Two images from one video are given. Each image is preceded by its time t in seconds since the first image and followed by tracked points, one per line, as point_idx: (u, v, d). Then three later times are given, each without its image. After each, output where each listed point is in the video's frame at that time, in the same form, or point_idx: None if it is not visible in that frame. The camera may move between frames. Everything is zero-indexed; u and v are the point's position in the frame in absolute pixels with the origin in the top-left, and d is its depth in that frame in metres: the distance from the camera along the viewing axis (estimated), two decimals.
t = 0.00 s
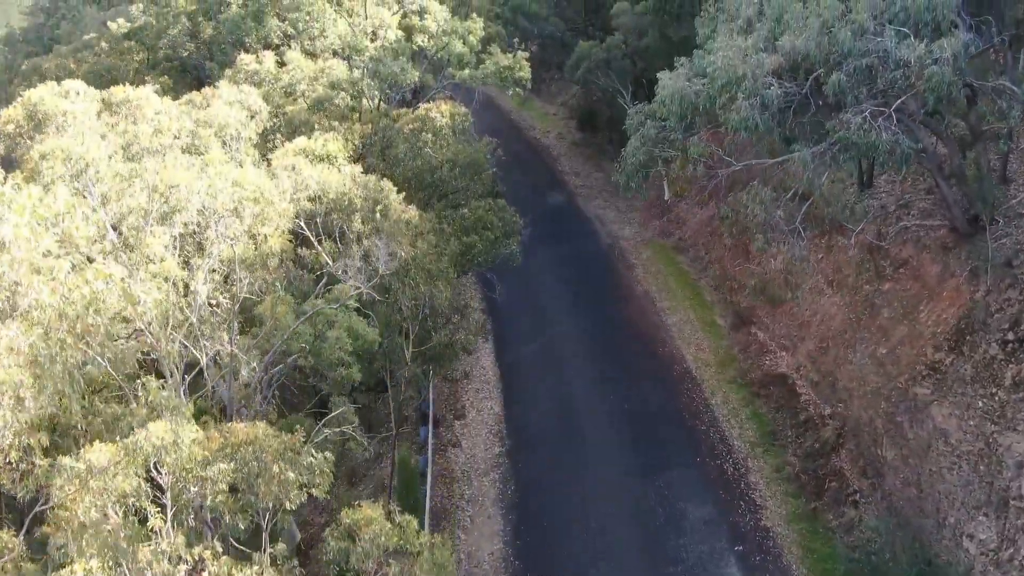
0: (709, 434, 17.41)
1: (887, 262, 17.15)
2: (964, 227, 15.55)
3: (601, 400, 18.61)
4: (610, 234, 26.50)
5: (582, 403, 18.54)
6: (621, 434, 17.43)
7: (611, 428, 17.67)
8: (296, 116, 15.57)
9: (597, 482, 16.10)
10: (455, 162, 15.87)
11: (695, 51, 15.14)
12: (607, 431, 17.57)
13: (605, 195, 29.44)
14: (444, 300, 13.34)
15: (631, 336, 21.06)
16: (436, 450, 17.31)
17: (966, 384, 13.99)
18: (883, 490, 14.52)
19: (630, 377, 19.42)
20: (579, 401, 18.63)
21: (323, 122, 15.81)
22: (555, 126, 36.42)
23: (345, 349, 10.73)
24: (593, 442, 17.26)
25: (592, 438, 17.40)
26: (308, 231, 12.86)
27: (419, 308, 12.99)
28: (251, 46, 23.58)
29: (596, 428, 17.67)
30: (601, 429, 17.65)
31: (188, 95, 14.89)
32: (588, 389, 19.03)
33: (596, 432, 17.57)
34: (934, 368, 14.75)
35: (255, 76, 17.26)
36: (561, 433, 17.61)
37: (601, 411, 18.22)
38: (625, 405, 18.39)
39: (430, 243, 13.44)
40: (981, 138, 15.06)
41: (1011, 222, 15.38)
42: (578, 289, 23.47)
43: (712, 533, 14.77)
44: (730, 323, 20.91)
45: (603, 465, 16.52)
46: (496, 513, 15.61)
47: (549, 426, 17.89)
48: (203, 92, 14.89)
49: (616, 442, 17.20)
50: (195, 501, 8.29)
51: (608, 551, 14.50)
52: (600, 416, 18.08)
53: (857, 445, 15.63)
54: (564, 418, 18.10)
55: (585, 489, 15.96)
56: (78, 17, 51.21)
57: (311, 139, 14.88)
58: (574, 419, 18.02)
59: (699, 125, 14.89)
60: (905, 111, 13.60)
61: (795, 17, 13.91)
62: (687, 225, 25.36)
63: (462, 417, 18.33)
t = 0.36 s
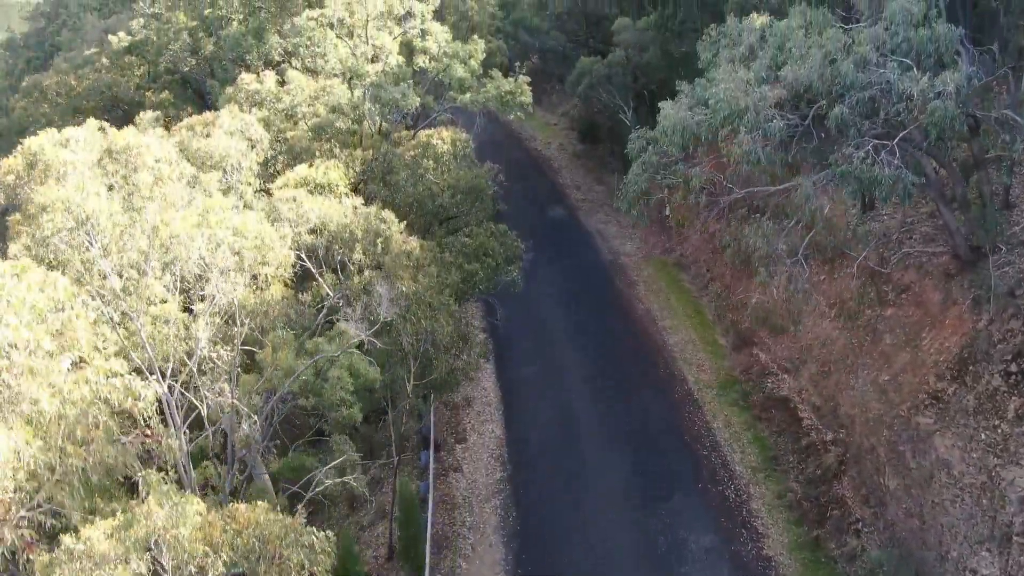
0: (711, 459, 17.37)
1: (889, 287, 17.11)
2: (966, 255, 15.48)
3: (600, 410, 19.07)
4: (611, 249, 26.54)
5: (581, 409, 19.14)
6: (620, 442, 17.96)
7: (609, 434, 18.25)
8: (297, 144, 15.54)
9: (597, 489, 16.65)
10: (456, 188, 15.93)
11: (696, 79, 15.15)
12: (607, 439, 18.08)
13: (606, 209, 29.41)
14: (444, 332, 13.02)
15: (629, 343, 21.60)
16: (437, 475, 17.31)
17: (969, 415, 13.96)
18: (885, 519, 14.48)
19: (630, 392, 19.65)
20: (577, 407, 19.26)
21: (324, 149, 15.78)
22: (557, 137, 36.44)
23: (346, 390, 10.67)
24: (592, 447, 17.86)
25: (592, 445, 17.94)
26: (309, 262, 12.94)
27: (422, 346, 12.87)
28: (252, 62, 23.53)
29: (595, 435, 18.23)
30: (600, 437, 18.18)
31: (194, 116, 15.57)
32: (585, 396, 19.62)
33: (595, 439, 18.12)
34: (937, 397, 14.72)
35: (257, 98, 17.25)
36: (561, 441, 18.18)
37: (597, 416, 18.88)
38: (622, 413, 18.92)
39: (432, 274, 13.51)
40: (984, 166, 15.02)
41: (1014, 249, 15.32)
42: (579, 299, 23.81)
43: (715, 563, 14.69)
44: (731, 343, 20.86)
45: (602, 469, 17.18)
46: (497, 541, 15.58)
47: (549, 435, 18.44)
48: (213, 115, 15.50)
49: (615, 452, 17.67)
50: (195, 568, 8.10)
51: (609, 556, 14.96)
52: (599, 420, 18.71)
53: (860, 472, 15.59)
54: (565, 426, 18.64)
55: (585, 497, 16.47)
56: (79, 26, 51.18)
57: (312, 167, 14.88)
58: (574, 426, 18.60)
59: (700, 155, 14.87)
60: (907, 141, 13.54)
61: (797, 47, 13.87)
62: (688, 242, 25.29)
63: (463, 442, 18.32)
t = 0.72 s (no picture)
0: (711, 482, 17.42)
1: (888, 311, 17.18)
2: (965, 281, 15.46)
3: (599, 418, 19.52)
4: (611, 265, 26.60)
5: (579, 415, 19.69)
6: (618, 448, 18.50)
7: (607, 440, 18.78)
8: (298, 171, 15.62)
9: (596, 497, 17.10)
10: (457, 215, 16.07)
11: (695, 107, 15.22)
12: (607, 448, 18.50)
13: (606, 223, 29.50)
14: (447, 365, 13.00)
15: (628, 352, 22.01)
16: (438, 498, 17.44)
17: (968, 444, 14.02)
18: (883, 547, 14.53)
19: (629, 408, 19.86)
20: (575, 412, 19.81)
21: (325, 176, 15.85)
22: (557, 147, 36.66)
23: (347, 427, 10.67)
24: (592, 451, 18.43)
25: (592, 454, 18.35)
26: (310, 293, 13.04)
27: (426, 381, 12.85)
28: (253, 80, 23.57)
29: (595, 441, 18.77)
30: (600, 446, 18.59)
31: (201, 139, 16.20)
32: (584, 403, 20.11)
33: (594, 445, 18.62)
34: (936, 425, 14.79)
35: (259, 122, 17.34)
36: (561, 449, 18.59)
37: (595, 421, 19.41)
38: (619, 421, 19.40)
39: (433, 305, 13.61)
40: (983, 193, 15.07)
41: (1012, 276, 15.36)
42: (580, 305, 24.42)
43: None
44: (731, 362, 20.94)
45: (600, 474, 17.75)
46: (496, 567, 15.64)
47: (549, 443, 18.85)
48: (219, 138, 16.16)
49: (614, 462, 18.06)
50: None
51: (609, 560, 15.47)
52: (597, 428, 19.18)
53: (859, 497, 15.66)
54: (565, 435, 19.05)
55: (585, 505, 16.90)
56: (81, 34, 51.23)
57: (314, 194, 14.98)
58: (573, 431, 19.16)
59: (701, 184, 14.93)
60: (905, 173, 13.59)
61: (796, 77, 13.97)
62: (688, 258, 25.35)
63: (464, 463, 18.46)
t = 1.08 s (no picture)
0: (710, 505, 17.56)
1: (886, 337, 17.33)
2: (962, 311, 15.57)
3: (599, 429, 20.07)
4: (612, 283, 26.71)
5: (579, 425, 20.28)
6: (617, 461, 18.95)
7: (606, 450, 19.36)
8: (300, 202, 15.76)
9: (595, 505, 17.70)
10: (458, 244, 16.19)
11: (694, 139, 15.34)
12: (606, 457, 19.11)
13: (606, 238, 29.67)
14: (447, 398, 13.14)
15: (628, 366, 22.42)
16: (439, 522, 17.61)
17: (964, 476, 14.14)
18: None
19: (628, 428, 20.06)
20: (575, 422, 20.40)
21: (326, 207, 15.98)
22: (557, 159, 36.80)
23: (350, 469, 10.80)
24: (592, 466, 18.87)
25: (590, 462, 19.00)
26: (311, 328, 13.16)
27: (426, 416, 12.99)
28: (254, 100, 23.68)
29: (594, 450, 19.37)
30: (599, 455, 19.22)
31: (204, 165, 16.39)
32: (584, 413, 20.73)
33: (593, 455, 19.25)
34: (932, 455, 14.92)
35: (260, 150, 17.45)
36: (561, 457, 19.28)
37: (595, 433, 19.97)
38: (618, 433, 19.91)
39: (433, 338, 13.75)
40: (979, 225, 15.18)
41: (1009, 305, 15.52)
42: (581, 316, 24.97)
43: None
44: (730, 383, 21.11)
45: (599, 485, 18.25)
46: None
47: (549, 452, 19.53)
48: (223, 168, 16.33)
49: (613, 480, 18.37)
50: None
51: (606, 574, 15.85)
52: (597, 439, 19.73)
53: (855, 524, 15.80)
54: (563, 443, 19.72)
55: (584, 514, 17.48)
56: (81, 41, 51.36)
57: (315, 225, 15.10)
58: (572, 441, 19.77)
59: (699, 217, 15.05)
60: (902, 208, 13.73)
61: (794, 112, 14.09)
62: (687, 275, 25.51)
63: (465, 488, 18.59)
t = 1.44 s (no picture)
0: (708, 530, 17.67)
1: (883, 364, 17.48)
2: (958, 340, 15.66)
3: (598, 436, 20.72)
4: (612, 301, 26.81)
5: (578, 432, 20.92)
6: (616, 467, 19.64)
7: (605, 456, 20.02)
8: (302, 232, 15.91)
9: (593, 509, 18.39)
10: (458, 273, 16.35)
11: (693, 172, 15.49)
12: (604, 463, 19.77)
13: (605, 253, 29.84)
14: (447, 432, 13.30)
15: (627, 380, 22.84)
16: (439, 547, 17.73)
17: (960, 507, 14.27)
18: None
19: (628, 451, 20.16)
20: (575, 428, 21.06)
21: (328, 238, 16.14)
22: (557, 172, 36.94)
23: (352, 510, 10.95)
24: (590, 472, 19.55)
25: (589, 467, 19.71)
26: (314, 363, 13.30)
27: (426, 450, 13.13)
28: (255, 120, 23.86)
29: (593, 456, 20.04)
30: (598, 461, 19.88)
31: (206, 193, 16.54)
32: (583, 419, 21.39)
33: (592, 459, 19.93)
34: (928, 484, 15.06)
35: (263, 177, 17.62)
36: (560, 462, 19.96)
37: (594, 440, 20.59)
38: (617, 442, 20.51)
39: (433, 370, 13.89)
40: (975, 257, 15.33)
41: (1005, 335, 15.68)
42: (581, 323, 25.66)
43: None
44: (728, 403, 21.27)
45: (598, 490, 18.96)
46: None
47: (549, 457, 20.20)
48: (226, 197, 16.49)
49: (612, 504, 18.51)
50: None
51: None
52: (596, 446, 20.36)
53: (852, 552, 15.92)
54: (563, 449, 20.38)
55: (582, 519, 18.16)
56: (82, 49, 51.54)
57: (317, 257, 15.26)
58: (572, 446, 20.44)
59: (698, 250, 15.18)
60: (899, 244, 13.88)
61: (792, 148, 14.24)
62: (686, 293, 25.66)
63: (465, 512, 18.71)
